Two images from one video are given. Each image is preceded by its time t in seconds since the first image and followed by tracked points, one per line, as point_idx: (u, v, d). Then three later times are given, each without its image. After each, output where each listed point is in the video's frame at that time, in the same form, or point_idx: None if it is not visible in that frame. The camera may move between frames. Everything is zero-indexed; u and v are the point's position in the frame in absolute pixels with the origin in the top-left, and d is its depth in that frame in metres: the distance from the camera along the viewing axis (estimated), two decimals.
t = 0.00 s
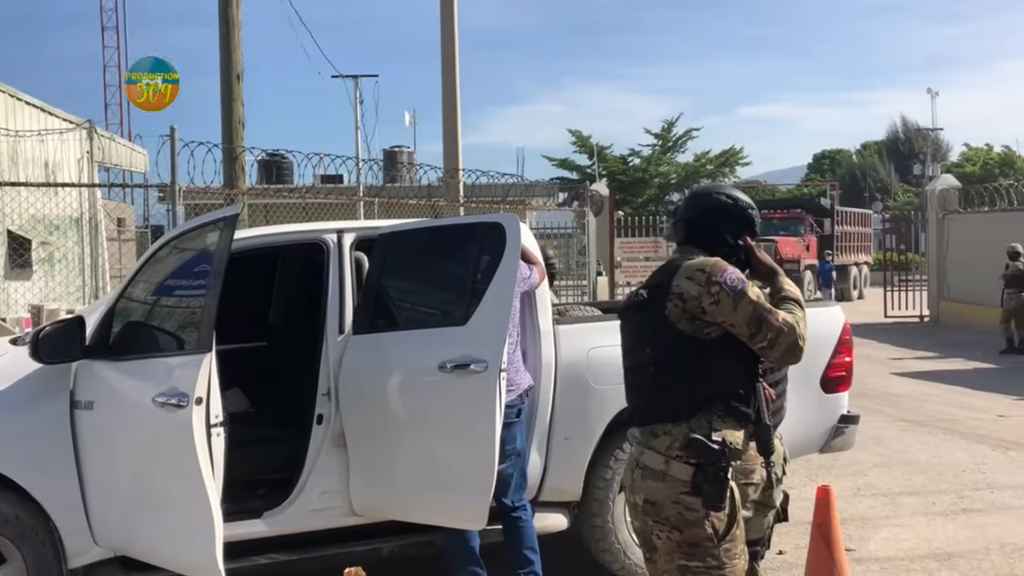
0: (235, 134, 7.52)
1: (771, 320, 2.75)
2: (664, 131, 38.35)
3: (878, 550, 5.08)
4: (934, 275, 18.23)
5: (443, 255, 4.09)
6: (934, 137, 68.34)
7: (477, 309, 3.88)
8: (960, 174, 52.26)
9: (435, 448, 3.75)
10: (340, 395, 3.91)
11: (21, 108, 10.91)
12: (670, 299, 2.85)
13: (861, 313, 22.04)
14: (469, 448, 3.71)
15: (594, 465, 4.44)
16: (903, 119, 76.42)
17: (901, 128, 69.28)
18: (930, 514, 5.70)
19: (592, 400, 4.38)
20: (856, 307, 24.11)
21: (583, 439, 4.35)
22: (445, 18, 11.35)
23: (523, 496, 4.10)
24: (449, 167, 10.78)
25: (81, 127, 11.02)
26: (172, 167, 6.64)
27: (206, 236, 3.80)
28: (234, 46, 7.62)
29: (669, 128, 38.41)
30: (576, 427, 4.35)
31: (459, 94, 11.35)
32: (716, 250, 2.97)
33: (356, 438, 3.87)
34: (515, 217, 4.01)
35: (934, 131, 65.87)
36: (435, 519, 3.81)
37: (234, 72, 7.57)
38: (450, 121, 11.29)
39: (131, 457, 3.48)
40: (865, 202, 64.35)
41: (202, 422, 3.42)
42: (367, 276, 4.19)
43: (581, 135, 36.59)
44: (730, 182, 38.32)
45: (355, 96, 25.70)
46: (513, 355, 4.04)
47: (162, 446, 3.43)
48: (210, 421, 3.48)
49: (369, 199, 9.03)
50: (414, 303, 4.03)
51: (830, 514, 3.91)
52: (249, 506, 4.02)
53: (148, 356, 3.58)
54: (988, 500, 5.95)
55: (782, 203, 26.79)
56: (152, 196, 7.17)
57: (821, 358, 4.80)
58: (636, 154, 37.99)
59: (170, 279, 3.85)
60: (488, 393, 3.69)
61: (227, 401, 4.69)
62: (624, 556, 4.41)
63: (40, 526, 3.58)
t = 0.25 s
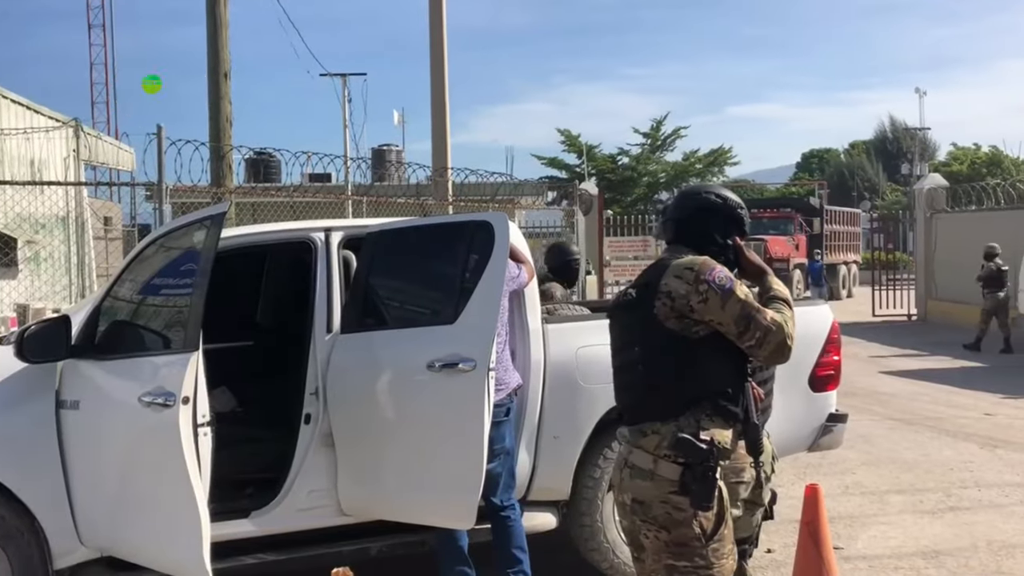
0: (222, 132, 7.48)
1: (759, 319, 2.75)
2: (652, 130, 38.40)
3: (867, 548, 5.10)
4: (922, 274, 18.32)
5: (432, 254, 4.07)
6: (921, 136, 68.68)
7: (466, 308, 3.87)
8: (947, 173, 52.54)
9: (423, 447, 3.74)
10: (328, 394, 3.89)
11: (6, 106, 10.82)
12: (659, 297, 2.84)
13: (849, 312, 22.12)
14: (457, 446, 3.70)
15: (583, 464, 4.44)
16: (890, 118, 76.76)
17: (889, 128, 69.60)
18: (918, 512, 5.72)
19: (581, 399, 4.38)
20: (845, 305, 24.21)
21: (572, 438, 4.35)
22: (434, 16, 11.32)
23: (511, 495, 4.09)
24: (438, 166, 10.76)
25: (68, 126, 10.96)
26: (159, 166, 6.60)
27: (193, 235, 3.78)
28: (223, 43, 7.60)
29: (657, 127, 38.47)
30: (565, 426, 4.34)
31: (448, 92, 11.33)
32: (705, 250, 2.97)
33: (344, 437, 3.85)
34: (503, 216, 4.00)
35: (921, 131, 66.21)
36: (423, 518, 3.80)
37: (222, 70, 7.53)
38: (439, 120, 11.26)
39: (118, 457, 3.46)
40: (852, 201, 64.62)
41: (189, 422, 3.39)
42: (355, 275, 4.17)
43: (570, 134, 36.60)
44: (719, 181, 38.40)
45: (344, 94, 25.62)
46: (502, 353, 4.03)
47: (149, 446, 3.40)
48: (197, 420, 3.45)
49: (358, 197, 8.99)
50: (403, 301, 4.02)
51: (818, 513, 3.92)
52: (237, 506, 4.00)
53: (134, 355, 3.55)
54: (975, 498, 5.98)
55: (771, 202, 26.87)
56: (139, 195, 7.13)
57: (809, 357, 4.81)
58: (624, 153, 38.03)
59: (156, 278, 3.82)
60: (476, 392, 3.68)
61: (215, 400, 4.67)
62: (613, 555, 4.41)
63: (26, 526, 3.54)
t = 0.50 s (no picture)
0: (213, 131, 7.46)
1: (751, 319, 2.75)
2: (643, 130, 38.44)
3: (857, 548, 5.12)
4: (912, 274, 18.39)
5: (423, 253, 4.07)
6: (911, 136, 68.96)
7: (458, 307, 3.87)
8: (936, 173, 52.77)
9: (414, 447, 3.73)
10: (319, 394, 3.88)
11: None
12: (651, 297, 2.85)
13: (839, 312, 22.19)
14: (448, 446, 3.70)
15: (574, 463, 4.44)
16: (880, 119, 77.04)
17: (879, 128, 69.87)
18: (908, 511, 5.74)
19: (573, 399, 4.38)
20: (835, 305, 24.29)
21: (563, 437, 4.35)
22: (425, 16, 11.31)
23: (503, 495, 4.09)
24: (429, 165, 10.74)
25: (58, 126, 10.92)
26: (150, 165, 6.58)
27: (183, 234, 3.76)
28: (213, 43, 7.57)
29: (647, 126, 38.52)
30: (556, 425, 4.34)
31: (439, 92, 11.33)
32: (697, 249, 2.97)
33: (335, 437, 3.85)
34: (495, 215, 4.00)
35: (911, 131, 66.49)
36: (414, 517, 3.79)
37: (213, 69, 7.51)
38: (430, 120, 11.25)
39: (108, 457, 3.44)
40: (842, 201, 64.81)
41: (180, 422, 3.38)
42: (346, 274, 4.16)
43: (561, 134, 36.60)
44: (709, 180, 38.46)
45: (335, 94, 25.59)
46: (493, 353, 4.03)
47: (139, 445, 3.39)
48: (188, 420, 3.43)
49: (349, 197, 8.97)
50: (394, 301, 4.01)
51: (809, 512, 3.93)
52: (228, 506, 3.99)
53: (125, 355, 3.54)
54: (965, 497, 6.01)
55: (763, 202, 26.95)
56: (129, 194, 7.11)
57: (800, 356, 4.83)
58: (615, 153, 38.06)
59: (148, 277, 3.81)
60: (468, 392, 3.68)
61: (207, 400, 4.66)
62: (604, 555, 4.42)
63: (16, 527, 3.53)
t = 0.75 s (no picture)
0: (206, 132, 7.44)
1: (743, 320, 2.75)
2: (636, 131, 38.49)
3: (849, 548, 5.13)
4: (904, 275, 18.46)
5: (417, 254, 4.06)
6: (903, 138, 69.18)
7: (451, 307, 3.86)
8: (929, 175, 52.93)
9: (407, 448, 3.73)
10: (312, 395, 3.88)
11: None
12: (645, 298, 2.85)
13: (832, 313, 22.24)
14: (442, 448, 3.70)
15: (568, 464, 4.45)
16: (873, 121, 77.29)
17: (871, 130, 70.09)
18: (900, 512, 5.76)
19: (566, 399, 4.38)
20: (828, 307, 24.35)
21: (556, 438, 4.35)
22: (419, 16, 11.31)
23: (496, 496, 4.09)
24: (423, 166, 10.74)
25: (51, 125, 10.89)
26: (142, 166, 6.56)
27: (176, 235, 3.75)
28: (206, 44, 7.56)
29: (641, 128, 38.57)
30: (549, 426, 4.35)
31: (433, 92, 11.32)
32: (690, 250, 2.98)
33: (329, 438, 3.84)
34: (488, 217, 4.00)
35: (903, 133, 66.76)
36: (407, 518, 3.80)
37: (206, 70, 7.49)
38: (424, 120, 11.25)
39: (99, 457, 3.44)
40: (835, 202, 64.98)
41: (171, 423, 3.37)
42: (339, 275, 4.16)
43: (554, 135, 36.64)
44: (703, 182, 38.57)
45: (328, 95, 25.57)
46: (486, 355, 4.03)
47: (131, 446, 3.38)
48: (180, 421, 3.42)
49: (343, 197, 8.96)
50: (388, 302, 4.01)
51: (802, 513, 3.94)
52: (221, 507, 3.98)
53: (117, 356, 3.53)
54: (957, 497, 6.03)
55: (757, 203, 27.02)
56: (122, 194, 7.10)
57: (792, 358, 4.83)
58: (608, 154, 38.11)
59: (139, 278, 3.79)
60: (462, 393, 3.68)
61: (199, 401, 4.66)
62: (597, 556, 4.42)
63: (7, 528, 3.52)
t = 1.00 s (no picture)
0: (197, 136, 7.42)
1: (732, 325, 2.76)
2: (628, 136, 38.56)
3: (840, 554, 5.14)
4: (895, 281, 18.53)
5: (409, 258, 4.06)
6: (894, 144, 69.49)
7: (443, 311, 3.86)
8: (919, 181, 53.14)
9: (397, 453, 3.73)
10: (303, 400, 3.87)
11: None
12: (633, 303, 2.86)
13: (823, 318, 22.31)
14: (432, 453, 3.69)
15: (559, 469, 4.45)
16: (864, 126, 77.62)
17: (863, 136, 70.39)
18: (891, 517, 5.78)
19: (557, 404, 4.38)
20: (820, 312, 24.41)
21: (548, 443, 4.36)
22: (411, 21, 11.32)
23: (487, 501, 4.09)
24: (415, 171, 10.73)
25: (42, 128, 10.88)
26: (133, 170, 6.55)
27: (168, 239, 3.74)
28: (198, 50, 7.55)
29: (633, 133, 38.65)
30: (541, 431, 4.35)
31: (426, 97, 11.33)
32: (682, 256, 2.99)
33: (319, 443, 3.83)
34: (480, 221, 4.01)
35: (894, 139, 67.08)
36: (397, 523, 3.79)
37: (198, 73, 7.47)
38: (416, 125, 11.25)
39: (89, 462, 3.42)
40: (827, 208, 65.19)
41: (162, 429, 3.35)
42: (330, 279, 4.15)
43: (547, 140, 36.68)
44: (694, 187, 38.66)
45: (320, 99, 25.58)
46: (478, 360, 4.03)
47: (121, 452, 3.37)
48: (170, 426, 3.40)
49: (335, 202, 8.95)
50: (379, 306, 4.00)
51: (792, 518, 3.94)
52: (211, 513, 3.97)
53: (108, 360, 3.52)
54: (947, 503, 6.04)
55: (750, 208, 27.10)
56: (114, 198, 7.08)
57: (783, 363, 4.84)
58: (601, 159, 38.17)
59: (131, 282, 3.77)
60: (453, 398, 3.68)
61: (189, 406, 4.63)
62: (589, 561, 4.42)
63: None
